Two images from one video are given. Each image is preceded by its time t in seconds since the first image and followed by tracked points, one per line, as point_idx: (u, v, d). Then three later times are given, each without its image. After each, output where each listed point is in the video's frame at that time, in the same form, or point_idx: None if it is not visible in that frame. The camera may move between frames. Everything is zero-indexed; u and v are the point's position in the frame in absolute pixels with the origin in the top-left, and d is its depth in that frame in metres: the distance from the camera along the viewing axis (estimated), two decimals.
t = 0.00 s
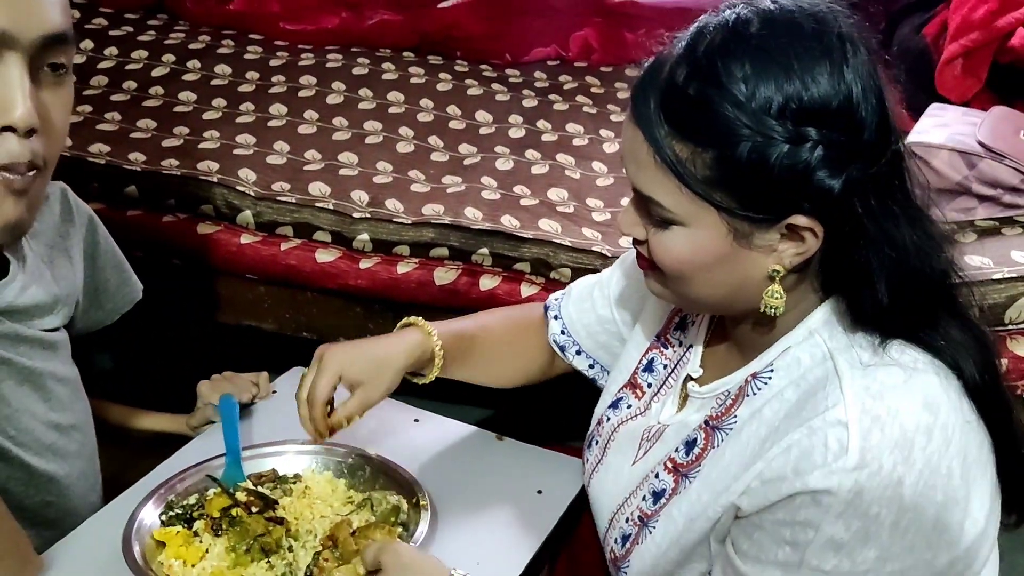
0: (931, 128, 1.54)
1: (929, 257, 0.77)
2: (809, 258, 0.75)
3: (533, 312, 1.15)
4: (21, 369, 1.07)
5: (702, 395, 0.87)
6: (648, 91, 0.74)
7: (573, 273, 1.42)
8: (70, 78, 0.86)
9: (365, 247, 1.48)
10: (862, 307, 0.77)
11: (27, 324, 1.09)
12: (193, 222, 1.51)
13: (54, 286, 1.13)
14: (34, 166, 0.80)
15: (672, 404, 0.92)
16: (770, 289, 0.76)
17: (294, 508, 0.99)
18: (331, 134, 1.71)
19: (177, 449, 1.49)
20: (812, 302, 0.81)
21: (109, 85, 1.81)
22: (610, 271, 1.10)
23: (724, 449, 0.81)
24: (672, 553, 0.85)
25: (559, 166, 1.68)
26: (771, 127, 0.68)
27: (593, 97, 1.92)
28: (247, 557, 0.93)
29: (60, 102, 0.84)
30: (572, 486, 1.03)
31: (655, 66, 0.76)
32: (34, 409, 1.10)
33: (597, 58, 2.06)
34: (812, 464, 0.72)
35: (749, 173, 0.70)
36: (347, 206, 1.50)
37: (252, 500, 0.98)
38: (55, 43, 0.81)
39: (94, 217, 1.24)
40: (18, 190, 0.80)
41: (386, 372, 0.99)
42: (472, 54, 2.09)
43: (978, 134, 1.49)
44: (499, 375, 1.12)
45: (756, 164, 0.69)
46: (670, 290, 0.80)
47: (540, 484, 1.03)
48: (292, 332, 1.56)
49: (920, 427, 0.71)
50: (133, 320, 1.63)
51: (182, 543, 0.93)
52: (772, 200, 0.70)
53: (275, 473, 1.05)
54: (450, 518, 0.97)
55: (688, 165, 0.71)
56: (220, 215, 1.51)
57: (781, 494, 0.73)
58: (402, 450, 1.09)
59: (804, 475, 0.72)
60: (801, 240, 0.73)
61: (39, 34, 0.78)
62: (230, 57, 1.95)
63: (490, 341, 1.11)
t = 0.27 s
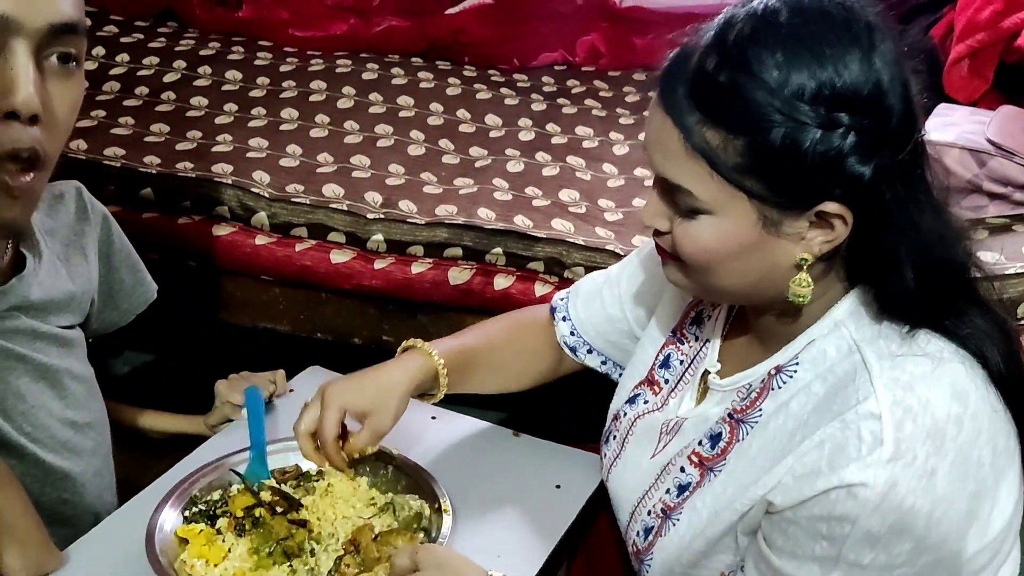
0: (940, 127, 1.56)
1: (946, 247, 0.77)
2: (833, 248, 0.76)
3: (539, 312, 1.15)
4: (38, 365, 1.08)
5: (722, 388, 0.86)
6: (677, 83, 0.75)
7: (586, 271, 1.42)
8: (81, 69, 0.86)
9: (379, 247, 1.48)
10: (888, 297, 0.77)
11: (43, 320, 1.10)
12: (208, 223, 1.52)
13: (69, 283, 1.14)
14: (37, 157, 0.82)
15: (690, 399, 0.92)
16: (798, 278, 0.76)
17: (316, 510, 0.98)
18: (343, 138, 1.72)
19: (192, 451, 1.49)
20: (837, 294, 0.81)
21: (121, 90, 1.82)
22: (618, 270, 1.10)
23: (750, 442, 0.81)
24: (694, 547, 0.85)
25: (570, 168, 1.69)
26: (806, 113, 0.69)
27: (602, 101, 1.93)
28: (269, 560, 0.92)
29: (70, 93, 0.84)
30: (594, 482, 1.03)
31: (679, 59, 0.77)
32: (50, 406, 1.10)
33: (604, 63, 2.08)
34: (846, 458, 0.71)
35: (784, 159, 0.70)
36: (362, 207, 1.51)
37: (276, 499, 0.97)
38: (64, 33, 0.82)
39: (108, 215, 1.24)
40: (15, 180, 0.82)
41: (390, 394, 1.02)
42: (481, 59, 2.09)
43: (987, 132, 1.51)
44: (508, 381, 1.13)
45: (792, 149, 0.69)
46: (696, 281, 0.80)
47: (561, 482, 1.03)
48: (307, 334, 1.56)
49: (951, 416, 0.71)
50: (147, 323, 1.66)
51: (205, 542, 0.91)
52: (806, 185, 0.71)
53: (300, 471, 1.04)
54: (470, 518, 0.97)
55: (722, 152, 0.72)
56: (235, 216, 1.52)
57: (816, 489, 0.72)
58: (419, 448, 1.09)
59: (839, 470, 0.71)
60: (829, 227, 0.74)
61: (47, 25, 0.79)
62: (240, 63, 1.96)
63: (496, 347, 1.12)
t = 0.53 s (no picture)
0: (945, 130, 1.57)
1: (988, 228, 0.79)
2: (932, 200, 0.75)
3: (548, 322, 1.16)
4: (53, 368, 1.08)
5: (745, 383, 0.87)
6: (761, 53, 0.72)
7: (597, 274, 1.44)
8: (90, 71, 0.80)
9: (391, 251, 1.49)
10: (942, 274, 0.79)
11: (59, 323, 1.10)
12: (221, 228, 1.53)
13: (84, 287, 1.14)
14: (47, 159, 0.76)
15: (706, 396, 0.93)
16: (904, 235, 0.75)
17: (335, 510, 0.98)
18: (351, 143, 1.73)
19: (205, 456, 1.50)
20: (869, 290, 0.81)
21: (131, 97, 1.83)
22: (627, 279, 1.11)
23: (779, 442, 0.81)
24: (725, 546, 0.84)
25: (578, 172, 1.70)
26: (914, 60, 0.69)
27: (608, 105, 1.94)
28: (290, 562, 0.92)
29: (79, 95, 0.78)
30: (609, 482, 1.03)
31: (739, 45, 0.75)
32: (66, 410, 1.10)
33: (609, 67, 2.08)
34: (887, 459, 0.70)
35: (908, 100, 0.69)
36: (373, 211, 1.52)
37: (295, 501, 0.98)
38: (75, 34, 0.76)
39: (121, 220, 1.23)
40: (24, 182, 0.76)
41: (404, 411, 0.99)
42: (486, 65, 2.10)
43: (992, 136, 1.53)
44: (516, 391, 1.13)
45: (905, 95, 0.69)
46: (803, 266, 0.73)
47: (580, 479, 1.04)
48: (319, 338, 1.57)
49: (989, 414, 0.71)
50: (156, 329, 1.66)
51: (225, 545, 0.92)
52: (923, 131, 0.70)
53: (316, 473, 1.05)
54: (484, 515, 0.98)
55: (852, 99, 0.68)
56: (247, 222, 1.52)
57: (860, 492, 0.70)
58: (432, 448, 1.09)
59: (880, 470, 0.70)
60: (933, 173, 0.73)
61: (60, 24, 0.74)
62: (248, 69, 1.97)
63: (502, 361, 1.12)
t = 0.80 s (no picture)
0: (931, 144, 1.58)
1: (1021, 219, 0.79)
2: (977, 189, 0.77)
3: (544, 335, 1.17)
4: (49, 388, 1.09)
5: (763, 374, 0.87)
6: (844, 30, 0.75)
7: (591, 288, 1.46)
8: (84, 97, 0.87)
9: (386, 266, 1.51)
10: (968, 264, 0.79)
11: (57, 344, 1.11)
12: (216, 245, 1.54)
13: (80, 306, 1.15)
14: (40, 179, 0.83)
15: (718, 393, 0.92)
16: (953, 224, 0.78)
17: (332, 528, 1.00)
18: (346, 157, 1.74)
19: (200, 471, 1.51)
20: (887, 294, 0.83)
21: (126, 113, 1.84)
22: (624, 291, 1.11)
23: (805, 430, 0.81)
24: (749, 535, 0.84)
25: (570, 185, 1.72)
26: (983, 46, 0.72)
27: (599, 117, 1.96)
28: None
29: (74, 120, 0.86)
30: (602, 494, 1.04)
31: (817, 24, 0.78)
32: (63, 429, 1.11)
33: (601, 80, 2.09)
34: (925, 438, 0.71)
35: (979, 83, 0.72)
36: (368, 226, 1.53)
37: (292, 518, 0.98)
38: (68, 60, 0.83)
39: (118, 239, 1.24)
40: (21, 201, 0.83)
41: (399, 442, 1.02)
42: (479, 78, 2.11)
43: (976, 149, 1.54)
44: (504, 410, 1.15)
45: (977, 78, 0.72)
46: (866, 244, 0.74)
47: (579, 489, 1.05)
48: (313, 352, 1.58)
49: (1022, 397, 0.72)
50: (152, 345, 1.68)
51: (224, 562, 0.92)
52: (987, 116, 0.73)
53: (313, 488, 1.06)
54: (480, 526, 0.99)
55: (934, 76, 0.71)
56: (242, 238, 1.54)
57: (898, 466, 0.71)
58: (427, 457, 1.11)
59: (918, 446, 0.71)
60: (981, 162, 0.75)
61: (52, 51, 0.81)
62: (242, 84, 1.99)
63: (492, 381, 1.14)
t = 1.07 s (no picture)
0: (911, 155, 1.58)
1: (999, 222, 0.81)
2: (959, 188, 0.79)
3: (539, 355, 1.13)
4: (23, 404, 1.09)
5: (755, 368, 0.83)
6: (848, 19, 0.78)
7: (571, 300, 1.46)
8: (56, 117, 0.88)
9: (368, 279, 1.52)
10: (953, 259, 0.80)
11: (35, 361, 1.12)
12: (199, 258, 1.55)
13: (58, 323, 1.15)
14: (11, 200, 0.84)
15: (710, 392, 0.88)
16: (937, 213, 0.79)
17: (310, 541, 0.97)
18: (329, 169, 1.75)
19: (183, 484, 1.51)
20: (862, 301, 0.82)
21: (111, 126, 1.85)
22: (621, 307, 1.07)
23: (792, 419, 0.78)
24: (734, 524, 0.80)
25: (553, 196, 1.72)
26: (971, 53, 0.77)
27: (584, 127, 1.97)
28: None
29: (46, 140, 0.87)
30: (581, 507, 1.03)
31: (818, 19, 0.81)
32: (41, 446, 1.11)
33: (585, 89, 2.11)
34: (902, 415, 0.69)
35: (968, 80, 0.76)
36: (349, 238, 1.54)
37: (271, 533, 0.97)
38: (39, 82, 0.84)
39: (96, 254, 1.25)
40: None
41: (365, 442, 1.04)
42: (464, 88, 2.11)
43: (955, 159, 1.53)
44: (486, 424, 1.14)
45: (966, 73, 0.76)
46: (861, 207, 0.74)
47: (559, 502, 1.04)
48: (296, 365, 1.59)
49: (1000, 379, 0.70)
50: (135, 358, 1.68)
51: None
52: (972, 113, 0.76)
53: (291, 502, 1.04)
54: (459, 542, 0.98)
55: (930, 63, 0.74)
56: (225, 251, 1.55)
57: (875, 441, 0.69)
58: (410, 475, 1.09)
59: (894, 422, 0.69)
60: (960, 160, 0.77)
61: (23, 73, 0.82)
62: (227, 95, 1.99)
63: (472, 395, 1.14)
